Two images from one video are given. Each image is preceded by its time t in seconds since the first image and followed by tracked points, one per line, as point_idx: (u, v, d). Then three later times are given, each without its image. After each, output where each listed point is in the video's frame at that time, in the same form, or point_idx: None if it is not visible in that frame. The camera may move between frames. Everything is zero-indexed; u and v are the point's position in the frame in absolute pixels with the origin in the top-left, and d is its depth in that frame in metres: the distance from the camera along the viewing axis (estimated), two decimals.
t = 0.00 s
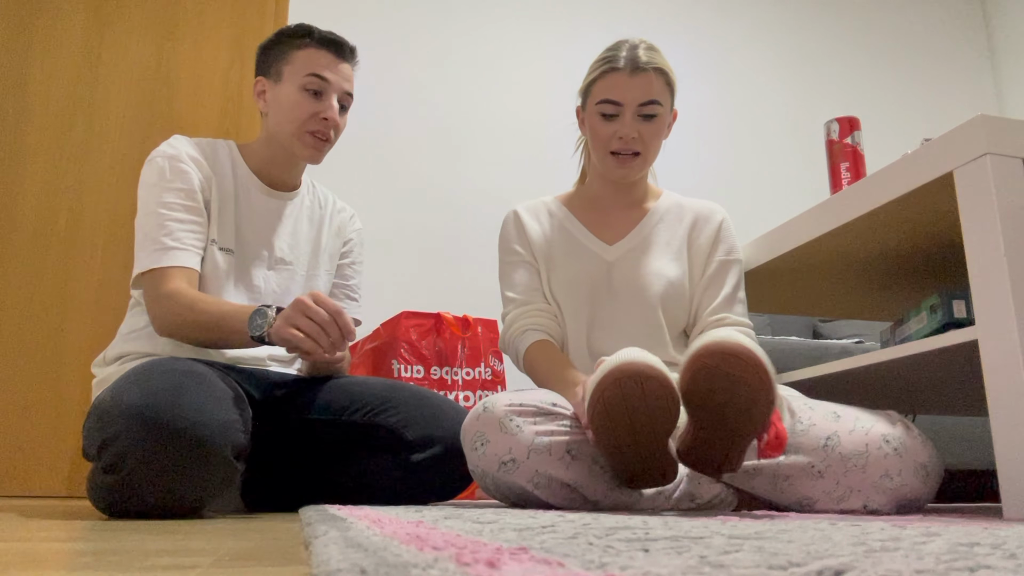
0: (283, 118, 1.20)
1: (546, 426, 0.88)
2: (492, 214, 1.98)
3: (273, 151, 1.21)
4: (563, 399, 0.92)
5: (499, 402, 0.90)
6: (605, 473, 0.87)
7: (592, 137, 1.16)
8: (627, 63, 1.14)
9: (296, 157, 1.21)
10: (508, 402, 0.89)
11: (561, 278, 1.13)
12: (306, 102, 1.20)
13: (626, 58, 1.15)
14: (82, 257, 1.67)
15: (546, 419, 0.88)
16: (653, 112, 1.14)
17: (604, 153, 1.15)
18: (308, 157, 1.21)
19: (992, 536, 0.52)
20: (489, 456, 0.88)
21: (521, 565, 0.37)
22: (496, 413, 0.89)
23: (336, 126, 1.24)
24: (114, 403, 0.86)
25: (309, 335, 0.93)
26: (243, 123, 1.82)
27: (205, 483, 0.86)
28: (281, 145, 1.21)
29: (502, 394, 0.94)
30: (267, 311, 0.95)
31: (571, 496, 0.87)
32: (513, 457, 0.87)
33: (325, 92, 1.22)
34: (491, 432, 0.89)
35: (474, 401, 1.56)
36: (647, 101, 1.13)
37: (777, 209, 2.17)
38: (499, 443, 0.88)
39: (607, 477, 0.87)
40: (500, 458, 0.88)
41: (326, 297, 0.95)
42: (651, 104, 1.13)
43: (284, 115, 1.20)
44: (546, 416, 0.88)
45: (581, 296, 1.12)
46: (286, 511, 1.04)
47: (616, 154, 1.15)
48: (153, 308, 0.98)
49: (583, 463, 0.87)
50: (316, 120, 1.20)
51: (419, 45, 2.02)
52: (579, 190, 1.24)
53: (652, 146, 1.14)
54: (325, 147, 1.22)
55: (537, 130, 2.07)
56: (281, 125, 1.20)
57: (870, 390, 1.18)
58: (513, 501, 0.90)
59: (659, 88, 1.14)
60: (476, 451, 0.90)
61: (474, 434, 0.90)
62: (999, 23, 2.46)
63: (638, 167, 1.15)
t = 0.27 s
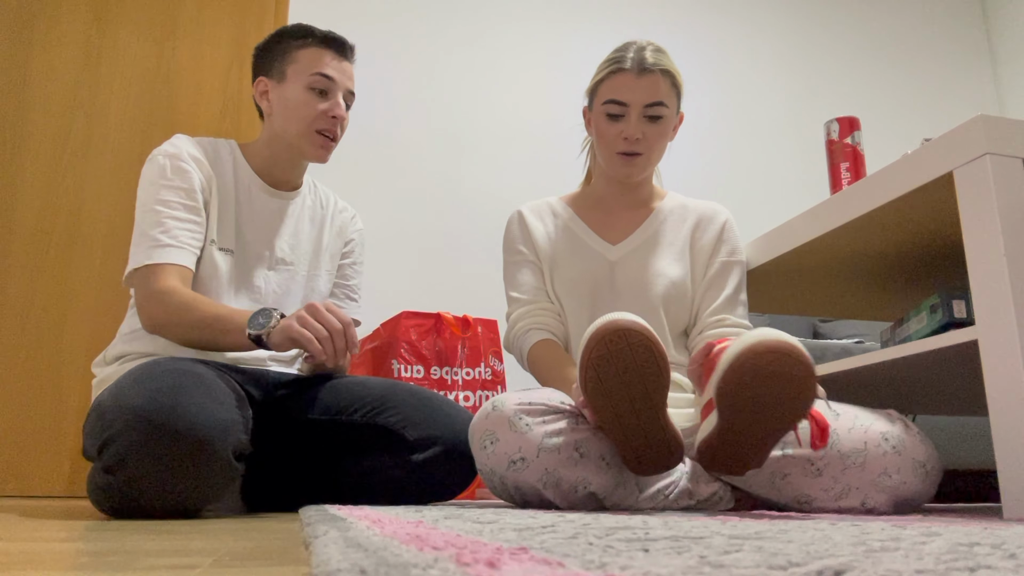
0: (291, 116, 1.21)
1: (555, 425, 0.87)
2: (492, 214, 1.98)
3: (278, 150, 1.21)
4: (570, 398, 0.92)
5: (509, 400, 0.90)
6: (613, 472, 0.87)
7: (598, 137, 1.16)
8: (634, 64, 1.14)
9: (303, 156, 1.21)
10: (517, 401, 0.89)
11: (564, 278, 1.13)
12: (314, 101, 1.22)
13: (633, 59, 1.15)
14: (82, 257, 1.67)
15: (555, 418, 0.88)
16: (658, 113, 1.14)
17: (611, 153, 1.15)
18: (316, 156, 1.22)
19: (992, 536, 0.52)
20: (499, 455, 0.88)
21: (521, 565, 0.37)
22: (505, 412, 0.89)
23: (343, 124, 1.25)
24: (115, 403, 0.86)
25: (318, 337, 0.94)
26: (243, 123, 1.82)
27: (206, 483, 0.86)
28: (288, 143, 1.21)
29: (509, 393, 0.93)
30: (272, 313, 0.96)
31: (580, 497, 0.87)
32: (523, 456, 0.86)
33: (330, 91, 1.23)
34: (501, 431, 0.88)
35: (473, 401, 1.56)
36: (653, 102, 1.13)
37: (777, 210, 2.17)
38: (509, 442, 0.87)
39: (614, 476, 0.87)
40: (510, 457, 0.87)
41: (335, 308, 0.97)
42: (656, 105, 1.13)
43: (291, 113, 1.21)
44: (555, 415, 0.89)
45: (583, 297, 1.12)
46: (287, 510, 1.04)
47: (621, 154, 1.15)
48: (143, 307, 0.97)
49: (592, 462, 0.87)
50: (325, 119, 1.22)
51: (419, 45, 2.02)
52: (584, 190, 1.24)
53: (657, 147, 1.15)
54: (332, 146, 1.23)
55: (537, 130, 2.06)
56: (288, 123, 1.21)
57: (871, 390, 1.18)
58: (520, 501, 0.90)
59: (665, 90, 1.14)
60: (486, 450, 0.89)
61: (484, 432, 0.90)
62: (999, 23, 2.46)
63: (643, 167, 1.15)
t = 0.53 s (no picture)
0: (296, 118, 1.21)
1: (561, 427, 0.87)
2: (492, 214, 1.98)
3: (281, 152, 1.21)
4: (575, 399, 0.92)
5: (515, 403, 0.90)
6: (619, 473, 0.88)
7: (604, 134, 1.16)
8: (645, 63, 1.14)
9: (309, 156, 1.22)
10: (523, 403, 0.89)
11: (565, 278, 1.13)
12: (319, 101, 1.22)
13: (644, 58, 1.15)
14: (82, 257, 1.67)
15: (561, 420, 0.88)
16: (666, 113, 1.14)
17: (616, 151, 1.15)
18: (322, 154, 1.24)
19: (992, 536, 0.52)
20: (506, 457, 0.88)
21: (521, 565, 0.37)
22: (511, 414, 0.88)
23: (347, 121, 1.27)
24: (115, 403, 0.86)
25: (320, 339, 0.94)
26: (243, 123, 1.82)
27: (206, 483, 0.86)
28: (293, 146, 1.21)
29: (515, 394, 0.93)
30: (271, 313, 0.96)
31: (585, 498, 0.87)
32: (529, 458, 0.86)
33: (335, 90, 1.24)
34: (507, 434, 0.88)
35: (473, 401, 1.57)
36: (661, 102, 1.13)
37: (777, 209, 2.17)
38: (515, 445, 0.87)
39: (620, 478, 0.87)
40: (517, 460, 0.87)
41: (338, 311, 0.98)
42: (664, 105, 1.13)
43: (296, 113, 1.21)
44: (560, 416, 0.89)
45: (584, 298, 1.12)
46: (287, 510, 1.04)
47: (627, 152, 1.14)
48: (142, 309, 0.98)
49: (597, 464, 0.87)
50: (332, 117, 1.23)
51: (419, 45, 2.02)
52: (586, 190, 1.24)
53: (662, 147, 1.15)
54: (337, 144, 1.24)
55: (537, 130, 2.07)
56: (293, 125, 1.21)
57: (870, 390, 1.18)
58: (526, 503, 0.90)
59: (674, 90, 1.14)
60: (492, 452, 0.89)
61: (490, 435, 0.90)
62: (998, 23, 2.46)
63: (648, 166, 1.15)
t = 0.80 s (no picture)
0: (307, 116, 1.23)
1: (566, 425, 0.87)
2: (492, 214, 1.98)
3: (290, 149, 1.22)
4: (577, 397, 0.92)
5: (520, 401, 0.90)
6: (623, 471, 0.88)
7: (608, 131, 1.16)
8: (651, 62, 1.14)
9: (321, 153, 1.26)
10: (528, 402, 0.89)
11: (562, 277, 1.12)
12: (330, 98, 1.25)
13: (651, 57, 1.15)
14: (82, 257, 1.67)
15: (565, 418, 0.88)
16: (670, 113, 1.14)
17: (619, 148, 1.15)
18: (331, 151, 1.27)
19: (992, 536, 0.51)
20: (510, 455, 0.88)
21: (521, 565, 0.37)
22: (516, 413, 0.88)
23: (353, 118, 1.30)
24: (115, 403, 0.86)
25: (317, 359, 0.96)
26: (243, 123, 1.82)
27: (206, 484, 0.86)
28: (304, 142, 1.23)
29: (517, 393, 0.93)
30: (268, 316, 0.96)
31: (589, 496, 0.87)
32: (535, 456, 0.86)
33: (342, 88, 1.28)
34: (512, 432, 0.88)
35: (473, 401, 1.57)
36: (666, 101, 1.13)
37: (777, 209, 2.17)
38: (520, 443, 0.87)
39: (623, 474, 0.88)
40: (522, 458, 0.87)
41: (337, 323, 0.98)
42: (669, 104, 1.13)
43: (306, 110, 1.23)
44: (565, 415, 0.88)
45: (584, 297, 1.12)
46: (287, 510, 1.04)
47: (630, 150, 1.14)
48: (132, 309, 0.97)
49: (601, 462, 0.87)
50: (342, 116, 1.26)
51: (419, 45, 2.02)
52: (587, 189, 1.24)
53: (665, 147, 1.15)
54: (344, 141, 1.28)
55: (537, 129, 2.06)
56: (305, 123, 1.23)
57: (871, 390, 1.18)
58: (529, 502, 0.90)
59: (679, 90, 1.14)
60: (496, 450, 0.89)
61: (495, 433, 0.89)
62: (999, 23, 2.46)
63: (651, 165, 1.15)
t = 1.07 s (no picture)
0: (308, 115, 1.23)
1: (562, 425, 0.88)
2: (492, 214, 1.98)
3: (289, 149, 1.22)
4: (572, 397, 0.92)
5: (517, 400, 0.90)
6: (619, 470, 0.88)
7: (603, 128, 1.16)
8: (642, 57, 1.14)
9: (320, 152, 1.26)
10: (524, 402, 0.89)
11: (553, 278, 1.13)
12: (331, 97, 1.25)
13: (641, 52, 1.15)
14: (82, 257, 1.67)
15: (562, 418, 0.88)
16: (664, 106, 1.14)
17: (615, 144, 1.15)
18: (330, 151, 1.26)
19: (992, 536, 0.51)
20: (507, 455, 0.88)
21: (521, 565, 0.37)
22: (512, 413, 0.88)
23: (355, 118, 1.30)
24: (115, 403, 0.86)
25: (315, 365, 0.95)
26: (243, 123, 1.82)
27: (207, 484, 0.86)
28: (304, 141, 1.23)
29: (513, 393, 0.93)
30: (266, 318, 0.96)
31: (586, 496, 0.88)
32: (532, 456, 0.86)
33: (343, 88, 1.27)
34: (509, 432, 0.88)
35: (474, 401, 1.57)
36: (659, 95, 1.13)
37: (777, 209, 2.17)
38: (517, 443, 0.87)
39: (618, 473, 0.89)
40: (519, 458, 0.87)
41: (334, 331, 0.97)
42: (663, 98, 1.13)
43: (306, 109, 1.23)
44: (562, 414, 0.89)
45: (581, 297, 1.12)
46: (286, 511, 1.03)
47: (626, 145, 1.14)
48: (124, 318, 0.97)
49: (598, 461, 0.87)
50: (343, 116, 1.26)
51: (419, 45, 2.02)
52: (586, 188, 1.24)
53: (662, 141, 1.14)
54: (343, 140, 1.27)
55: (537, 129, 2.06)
56: (305, 122, 1.23)
57: (871, 390, 1.18)
58: (526, 502, 0.90)
59: (672, 84, 1.14)
60: (493, 451, 0.89)
61: (492, 432, 0.89)
62: (999, 22, 2.46)
63: (648, 160, 1.14)
